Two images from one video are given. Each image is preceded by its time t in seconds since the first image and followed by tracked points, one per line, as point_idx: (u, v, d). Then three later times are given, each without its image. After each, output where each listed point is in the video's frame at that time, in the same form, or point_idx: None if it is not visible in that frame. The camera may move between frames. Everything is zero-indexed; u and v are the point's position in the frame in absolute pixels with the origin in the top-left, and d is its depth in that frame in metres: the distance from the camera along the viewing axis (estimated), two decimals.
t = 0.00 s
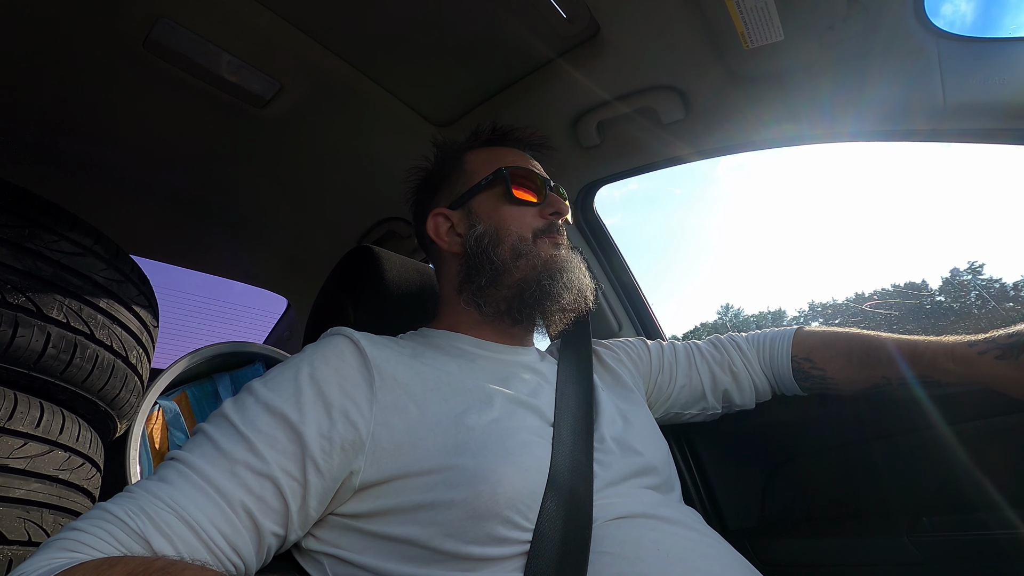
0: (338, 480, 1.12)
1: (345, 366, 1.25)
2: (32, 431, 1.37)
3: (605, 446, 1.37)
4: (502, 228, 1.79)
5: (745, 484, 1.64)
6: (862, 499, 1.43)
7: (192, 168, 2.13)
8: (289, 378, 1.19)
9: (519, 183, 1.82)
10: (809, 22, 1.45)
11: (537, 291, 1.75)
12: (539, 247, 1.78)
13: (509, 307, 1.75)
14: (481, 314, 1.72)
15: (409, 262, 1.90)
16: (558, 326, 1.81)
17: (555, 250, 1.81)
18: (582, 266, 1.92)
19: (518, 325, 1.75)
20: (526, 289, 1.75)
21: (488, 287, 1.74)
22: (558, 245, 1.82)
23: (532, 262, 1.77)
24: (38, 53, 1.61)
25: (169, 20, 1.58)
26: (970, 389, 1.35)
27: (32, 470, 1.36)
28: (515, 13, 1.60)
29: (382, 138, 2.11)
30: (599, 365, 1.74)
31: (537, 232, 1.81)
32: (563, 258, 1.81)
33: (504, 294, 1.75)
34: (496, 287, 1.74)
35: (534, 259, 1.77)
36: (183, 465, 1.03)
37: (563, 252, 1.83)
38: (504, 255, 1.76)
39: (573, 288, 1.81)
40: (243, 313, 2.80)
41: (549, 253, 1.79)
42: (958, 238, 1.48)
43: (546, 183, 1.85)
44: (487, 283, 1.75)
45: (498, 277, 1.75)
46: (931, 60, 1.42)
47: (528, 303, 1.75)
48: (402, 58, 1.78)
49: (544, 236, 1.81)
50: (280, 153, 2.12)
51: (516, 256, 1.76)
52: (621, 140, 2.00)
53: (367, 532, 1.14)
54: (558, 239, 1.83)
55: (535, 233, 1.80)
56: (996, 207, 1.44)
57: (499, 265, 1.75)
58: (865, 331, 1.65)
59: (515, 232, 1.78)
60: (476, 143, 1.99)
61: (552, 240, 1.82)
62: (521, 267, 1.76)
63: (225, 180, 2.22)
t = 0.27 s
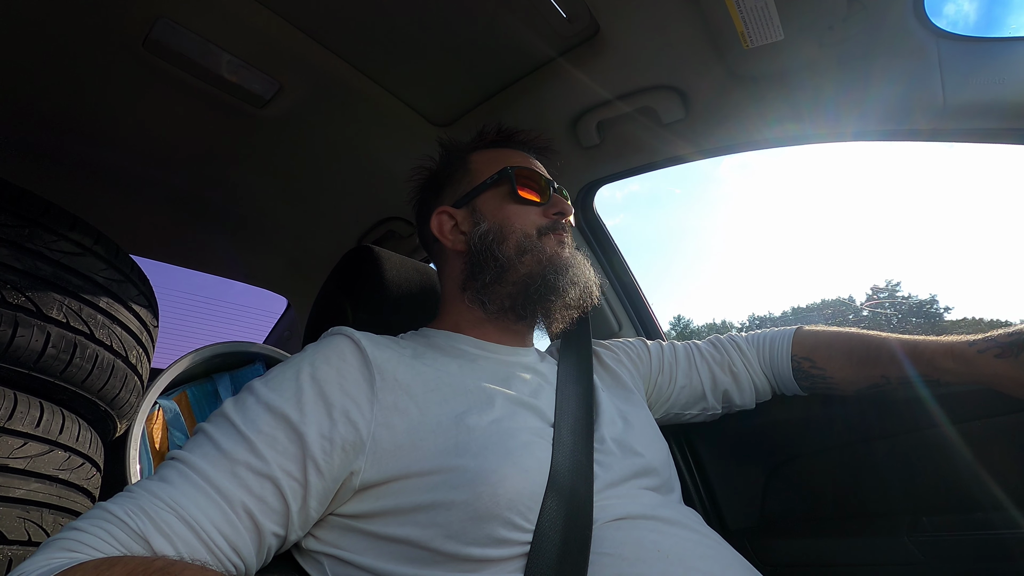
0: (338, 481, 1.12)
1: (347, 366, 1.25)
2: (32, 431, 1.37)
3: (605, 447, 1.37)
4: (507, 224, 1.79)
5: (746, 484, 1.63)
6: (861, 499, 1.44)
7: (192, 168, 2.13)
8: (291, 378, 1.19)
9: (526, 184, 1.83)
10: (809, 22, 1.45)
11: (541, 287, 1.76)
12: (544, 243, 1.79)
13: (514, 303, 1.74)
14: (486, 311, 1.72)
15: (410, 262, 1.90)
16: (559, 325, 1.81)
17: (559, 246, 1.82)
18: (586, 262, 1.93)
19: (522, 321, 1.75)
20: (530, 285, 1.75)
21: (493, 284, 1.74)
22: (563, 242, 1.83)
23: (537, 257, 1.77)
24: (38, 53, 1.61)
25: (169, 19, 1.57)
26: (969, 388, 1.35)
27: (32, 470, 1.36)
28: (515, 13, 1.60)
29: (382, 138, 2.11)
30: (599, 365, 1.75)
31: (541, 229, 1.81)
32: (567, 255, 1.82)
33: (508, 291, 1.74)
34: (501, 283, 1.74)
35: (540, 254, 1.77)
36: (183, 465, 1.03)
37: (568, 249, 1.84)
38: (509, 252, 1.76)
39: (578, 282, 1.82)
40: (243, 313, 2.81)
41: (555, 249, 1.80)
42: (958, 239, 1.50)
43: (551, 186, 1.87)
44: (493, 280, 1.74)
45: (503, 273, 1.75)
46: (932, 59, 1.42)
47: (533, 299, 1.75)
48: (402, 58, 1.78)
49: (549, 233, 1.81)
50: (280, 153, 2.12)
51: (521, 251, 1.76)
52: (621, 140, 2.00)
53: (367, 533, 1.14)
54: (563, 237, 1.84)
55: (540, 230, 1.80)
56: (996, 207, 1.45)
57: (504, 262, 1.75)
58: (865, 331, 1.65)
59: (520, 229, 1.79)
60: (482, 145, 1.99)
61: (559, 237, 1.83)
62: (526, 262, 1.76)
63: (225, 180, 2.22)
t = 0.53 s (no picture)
0: (339, 482, 1.12)
1: (348, 366, 1.25)
2: (32, 431, 1.37)
3: (606, 448, 1.37)
4: (508, 226, 1.79)
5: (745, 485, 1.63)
6: (859, 499, 1.44)
7: (193, 168, 2.14)
8: (292, 378, 1.19)
9: (528, 185, 1.84)
10: (809, 22, 1.45)
11: (541, 291, 1.76)
12: (546, 248, 1.79)
13: (514, 306, 1.74)
14: (486, 313, 1.72)
15: (409, 262, 1.90)
16: (560, 329, 1.80)
17: (561, 252, 1.81)
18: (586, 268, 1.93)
19: (521, 325, 1.75)
20: (529, 290, 1.75)
21: (494, 286, 1.74)
22: (565, 248, 1.83)
23: (538, 262, 1.77)
24: (38, 53, 1.61)
25: (169, 20, 1.57)
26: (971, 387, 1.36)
27: (32, 470, 1.36)
28: (515, 13, 1.60)
29: (382, 139, 2.11)
30: (599, 366, 1.75)
31: (542, 232, 1.81)
32: (568, 261, 1.82)
33: (508, 294, 1.74)
34: (502, 287, 1.74)
35: (540, 259, 1.77)
36: (184, 465, 1.03)
37: (569, 253, 1.84)
38: (510, 254, 1.76)
39: (578, 288, 1.82)
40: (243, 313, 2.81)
41: (556, 255, 1.80)
42: (961, 241, 1.52)
43: (552, 187, 1.87)
44: (493, 282, 1.74)
45: (504, 276, 1.75)
46: (932, 60, 1.42)
47: (533, 303, 1.75)
48: (402, 59, 1.78)
49: (551, 238, 1.81)
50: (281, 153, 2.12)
51: (522, 255, 1.76)
52: (620, 140, 2.00)
53: (367, 533, 1.14)
54: (564, 241, 1.84)
55: (542, 234, 1.80)
56: (996, 211, 1.48)
57: (505, 264, 1.75)
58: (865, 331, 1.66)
59: (522, 230, 1.79)
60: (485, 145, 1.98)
61: (560, 241, 1.83)
62: (527, 267, 1.76)
63: (225, 180, 2.22)
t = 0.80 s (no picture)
0: (339, 480, 1.12)
1: (348, 365, 1.25)
2: (32, 431, 1.37)
3: (606, 447, 1.37)
4: (508, 228, 1.79)
5: (745, 484, 1.63)
6: (859, 499, 1.44)
7: (193, 168, 2.14)
8: (291, 377, 1.19)
9: (527, 184, 1.84)
10: (809, 22, 1.45)
11: (538, 294, 1.76)
12: (542, 251, 1.79)
13: (512, 308, 1.74)
14: (483, 314, 1.72)
15: (409, 262, 1.90)
16: (558, 331, 1.80)
17: (558, 256, 1.81)
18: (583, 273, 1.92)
19: (518, 328, 1.75)
20: (525, 293, 1.75)
21: (491, 287, 1.74)
22: (561, 251, 1.83)
23: (534, 266, 1.77)
24: (38, 53, 1.61)
25: (169, 20, 1.57)
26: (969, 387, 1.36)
27: (31, 470, 1.36)
28: (515, 13, 1.60)
29: (382, 139, 2.11)
30: (599, 365, 1.75)
31: (541, 233, 1.81)
32: (565, 265, 1.82)
33: (505, 296, 1.74)
34: (500, 287, 1.74)
35: (537, 262, 1.77)
36: (184, 465, 1.03)
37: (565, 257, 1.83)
38: (508, 256, 1.76)
39: (575, 294, 1.82)
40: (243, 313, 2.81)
41: (552, 259, 1.79)
42: (958, 245, 1.56)
43: (552, 186, 1.87)
44: (492, 283, 1.75)
45: (501, 277, 1.75)
46: (932, 60, 1.41)
47: (529, 307, 1.75)
48: (403, 58, 1.78)
49: (547, 241, 1.81)
50: (281, 153, 2.12)
51: (519, 257, 1.76)
52: (620, 140, 2.00)
53: (367, 532, 1.14)
54: (560, 245, 1.84)
55: (538, 237, 1.80)
56: (996, 212, 1.49)
57: (502, 265, 1.76)
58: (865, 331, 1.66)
59: (521, 232, 1.79)
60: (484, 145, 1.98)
61: (555, 244, 1.83)
62: (524, 269, 1.76)
63: (226, 180, 2.22)
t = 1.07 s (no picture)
0: (339, 480, 1.12)
1: (348, 364, 1.25)
2: (32, 431, 1.37)
3: (606, 447, 1.37)
4: (511, 227, 1.79)
5: (745, 484, 1.65)
6: (859, 499, 1.44)
7: (193, 168, 2.14)
8: (291, 376, 1.19)
9: (528, 184, 1.83)
10: (808, 23, 1.46)
11: (541, 294, 1.76)
12: (545, 251, 1.79)
13: (513, 309, 1.74)
14: (486, 314, 1.72)
15: (410, 262, 1.91)
16: (560, 331, 1.79)
17: (559, 257, 1.81)
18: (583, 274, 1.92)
19: (521, 329, 1.75)
20: (529, 293, 1.76)
21: (494, 287, 1.74)
22: (562, 251, 1.83)
23: (537, 266, 1.77)
24: (38, 53, 1.61)
25: (169, 20, 1.57)
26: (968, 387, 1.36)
27: (31, 470, 1.35)
28: (515, 13, 1.60)
29: (382, 139, 2.11)
30: (599, 365, 1.75)
31: (543, 234, 1.81)
32: (567, 265, 1.82)
33: (509, 296, 1.74)
34: (503, 287, 1.74)
35: (540, 262, 1.77)
36: (184, 464, 1.03)
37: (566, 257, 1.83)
38: (511, 256, 1.76)
39: (576, 294, 1.82)
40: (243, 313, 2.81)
41: (555, 259, 1.79)
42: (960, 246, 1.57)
43: (552, 186, 1.87)
44: (494, 283, 1.75)
45: (505, 277, 1.75)
46: (932, 60, 1.41)
47: (533, 306, 1.75)
48: (403, 58, 1.78)
49: (549, 241, 1.81)
50: (281, 153, 2.12)
51: (522, 257, 1.76)
52: (620, 140, 2.01)
53: (367, 531, 1.14)
54: (560, 244, 1.84)
55: (542, 237, 1.81)
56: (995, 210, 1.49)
57: (506, 265, 1.76)
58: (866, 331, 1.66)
59: (524, 232, 1.79)
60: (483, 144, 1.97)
61: (557, 244, 1.83)
62: (527, 269, 1.77)
63: (225, 180, 2.22)
